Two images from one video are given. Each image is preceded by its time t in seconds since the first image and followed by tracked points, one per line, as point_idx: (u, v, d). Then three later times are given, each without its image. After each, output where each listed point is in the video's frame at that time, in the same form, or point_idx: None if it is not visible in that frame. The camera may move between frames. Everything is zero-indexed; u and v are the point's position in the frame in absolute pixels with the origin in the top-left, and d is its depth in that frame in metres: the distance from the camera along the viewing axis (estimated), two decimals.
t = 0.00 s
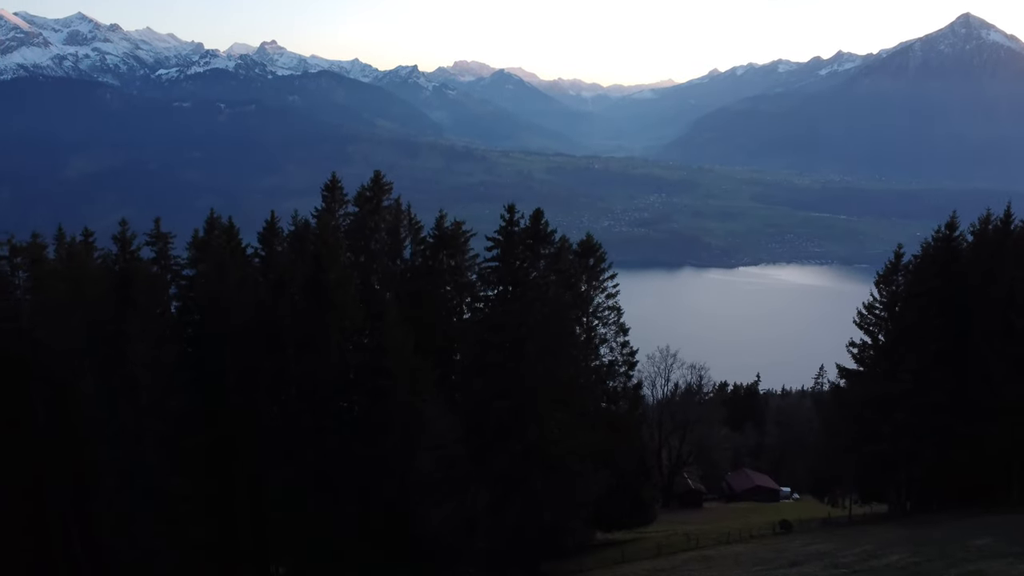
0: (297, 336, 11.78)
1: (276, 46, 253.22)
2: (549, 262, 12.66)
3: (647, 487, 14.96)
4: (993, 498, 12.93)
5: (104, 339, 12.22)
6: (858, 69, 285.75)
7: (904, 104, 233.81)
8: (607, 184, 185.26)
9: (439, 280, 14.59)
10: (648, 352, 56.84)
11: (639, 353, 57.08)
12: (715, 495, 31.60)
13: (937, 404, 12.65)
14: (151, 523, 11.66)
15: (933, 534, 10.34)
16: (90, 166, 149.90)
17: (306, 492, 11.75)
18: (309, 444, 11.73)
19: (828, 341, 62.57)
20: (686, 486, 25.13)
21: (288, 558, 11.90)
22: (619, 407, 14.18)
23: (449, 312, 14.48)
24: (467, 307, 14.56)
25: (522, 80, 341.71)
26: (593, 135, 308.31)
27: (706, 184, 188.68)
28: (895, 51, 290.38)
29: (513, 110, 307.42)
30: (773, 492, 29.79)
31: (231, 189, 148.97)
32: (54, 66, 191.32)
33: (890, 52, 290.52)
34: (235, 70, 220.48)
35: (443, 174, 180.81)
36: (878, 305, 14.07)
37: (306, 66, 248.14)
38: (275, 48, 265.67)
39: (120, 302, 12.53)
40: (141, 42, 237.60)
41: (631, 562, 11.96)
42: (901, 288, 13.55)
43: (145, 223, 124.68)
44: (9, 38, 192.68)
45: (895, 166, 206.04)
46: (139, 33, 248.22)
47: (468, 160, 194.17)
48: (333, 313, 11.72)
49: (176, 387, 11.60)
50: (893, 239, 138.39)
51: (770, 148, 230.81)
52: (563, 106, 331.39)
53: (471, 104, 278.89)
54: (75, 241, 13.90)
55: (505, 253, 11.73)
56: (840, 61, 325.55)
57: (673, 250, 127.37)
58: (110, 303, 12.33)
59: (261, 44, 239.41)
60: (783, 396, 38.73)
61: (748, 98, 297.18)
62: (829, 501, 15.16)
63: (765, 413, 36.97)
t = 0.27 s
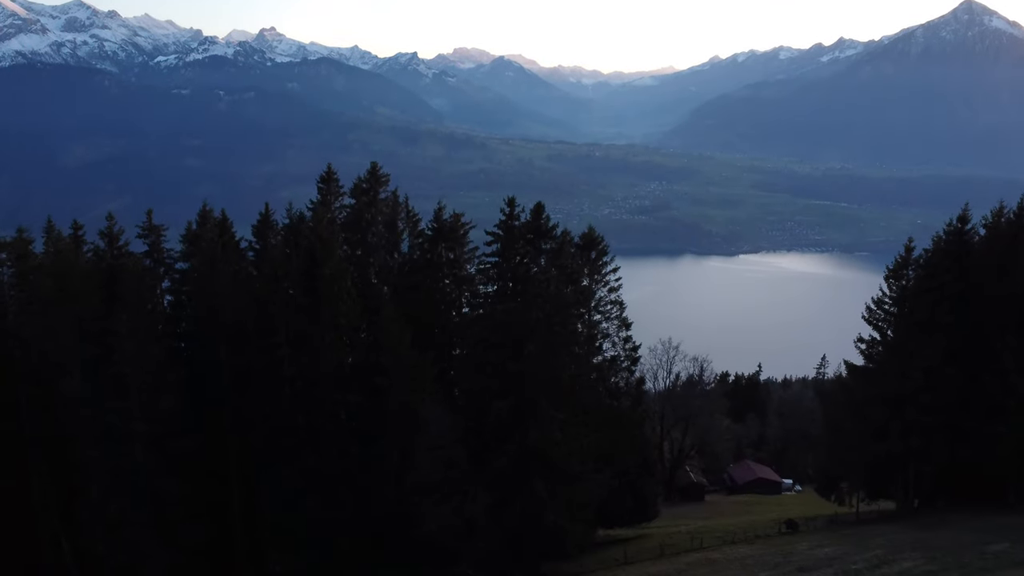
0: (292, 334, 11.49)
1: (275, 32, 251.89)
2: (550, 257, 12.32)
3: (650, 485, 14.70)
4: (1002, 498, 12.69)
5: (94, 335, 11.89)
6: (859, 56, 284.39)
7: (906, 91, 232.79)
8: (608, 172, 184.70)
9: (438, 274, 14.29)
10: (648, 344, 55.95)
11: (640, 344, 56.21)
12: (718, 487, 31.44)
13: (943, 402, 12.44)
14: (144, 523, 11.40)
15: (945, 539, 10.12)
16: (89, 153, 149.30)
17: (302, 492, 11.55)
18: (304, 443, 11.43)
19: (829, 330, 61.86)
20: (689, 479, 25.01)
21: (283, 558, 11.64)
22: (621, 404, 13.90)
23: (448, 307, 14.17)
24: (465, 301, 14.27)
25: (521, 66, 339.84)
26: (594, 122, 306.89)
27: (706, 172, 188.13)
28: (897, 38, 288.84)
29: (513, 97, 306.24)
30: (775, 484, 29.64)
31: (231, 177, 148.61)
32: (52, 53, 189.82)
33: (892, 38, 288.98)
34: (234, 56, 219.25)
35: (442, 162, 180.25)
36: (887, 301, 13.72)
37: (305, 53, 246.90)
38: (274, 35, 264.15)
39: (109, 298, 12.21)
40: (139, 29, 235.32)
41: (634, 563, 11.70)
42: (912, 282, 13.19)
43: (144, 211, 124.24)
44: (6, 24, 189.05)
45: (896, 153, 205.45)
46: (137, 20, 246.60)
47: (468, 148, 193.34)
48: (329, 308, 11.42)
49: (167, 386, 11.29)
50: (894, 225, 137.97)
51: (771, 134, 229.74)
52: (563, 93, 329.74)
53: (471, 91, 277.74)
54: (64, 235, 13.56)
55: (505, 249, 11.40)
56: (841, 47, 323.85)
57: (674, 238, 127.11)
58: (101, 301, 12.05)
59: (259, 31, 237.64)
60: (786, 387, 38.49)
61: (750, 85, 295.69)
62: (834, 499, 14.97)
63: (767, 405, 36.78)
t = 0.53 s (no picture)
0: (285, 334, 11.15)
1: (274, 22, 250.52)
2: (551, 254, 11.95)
3: (652, 486, 14.46)
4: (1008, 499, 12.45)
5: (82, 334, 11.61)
6: (861, 46, 283.10)
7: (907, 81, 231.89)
8: (608, 162, 184.17)
9: (436, 270, 13.98)
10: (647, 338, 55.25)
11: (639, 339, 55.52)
12: (720, 483, 31.26)
13: (954, 403, 12.17)
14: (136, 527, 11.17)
15: (956, 547, 9.92)
16: (88, 144, 148.62)
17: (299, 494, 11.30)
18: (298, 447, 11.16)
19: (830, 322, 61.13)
20: (690, 476, 24.81)
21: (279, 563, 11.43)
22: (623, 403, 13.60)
23: (445, 305, 13.86)
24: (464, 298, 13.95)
25: (522, 56, 338.47)
26: (594, 112, 305.64)
27: (707, 163, 187.53)
28: (898, 27, 287.44)
29: (514, 87, 304.89)
30: (776, 478, 29.44)
31: (231, 167, 148.19)
32: (51, 43, 188.51)
33: (893, 27, 287.52)
34: (233, 46, 218.24)
35: (442, 152, 179.59)
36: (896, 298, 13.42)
37: (304, 42, 245.57)
38: (273, 24, 262.48)
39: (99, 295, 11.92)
40: (137, 17, 231.63)
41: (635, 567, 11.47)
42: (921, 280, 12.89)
43: (144, 203, 123.83)
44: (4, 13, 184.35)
45: (897, 143, 204.70)
46: (136, 9, 244.96)
47: (467, 138, 192.57)
48: (323, 308, 11.09)
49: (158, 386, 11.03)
50: (894, 216, 137.54)
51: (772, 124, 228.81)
52: (564, 83, 328.66)
53: (471, 82, 276.78)
54: (55, 232, 13.27)
55: (504, 246, 11.08)
56: (842, 37, 322.31)
57: (674, 228, 126.72)
58: (90, 300, 11.74)
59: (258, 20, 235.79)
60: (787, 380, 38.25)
61: (750, 75, 294.44)
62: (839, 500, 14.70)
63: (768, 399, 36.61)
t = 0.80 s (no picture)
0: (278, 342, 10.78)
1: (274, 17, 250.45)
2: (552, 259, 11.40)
3: (656, 493, 14.16)
4: None
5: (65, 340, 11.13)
6: (861, 41, 282.65)
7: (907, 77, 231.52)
8: (608, 158, 184.02)
9: (434, 273, 13.61)
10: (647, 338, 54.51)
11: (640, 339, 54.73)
12: (723, 484, 31.01)
13: (967, 411, 11.84)
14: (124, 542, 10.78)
15: (973, 564, 9.67)
16: (87, 141, 148.18)
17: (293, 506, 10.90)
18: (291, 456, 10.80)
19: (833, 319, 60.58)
20: (692, 478, 24.64)
21: None
22: (628, 408, 13.25)
23: (444, 309, 13.51)
24: (462, 301, 13.58)
25: (521, 52, 338.44)
26: (594, 108, 304.79)
27: (707, 159, 187.22)
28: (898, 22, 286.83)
29: (513, 83, 304.96)
30: (779, 478, 29.14)
31: (230, 163, 148.13)
32: (50, 39, 188.14)
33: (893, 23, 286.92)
34: (233, 42, 217.95)
35: (442, 148, 179.38)
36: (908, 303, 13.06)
37: (304, 38, 245.37)
38: (273, 20, 262.61)
39: (81, 301, 11.45)
40: (136, 14, 232.41)
41: None
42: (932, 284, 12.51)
43: (144, 200, 123.48)
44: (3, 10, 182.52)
45: (896, 139, 204.50)
46: (135, 5, 245.00)
47: (467, 134, 192.01)
48: (316, 315, 10.72)
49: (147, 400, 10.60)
50: (894, 212, 137.22)
51: (772, 120, 228.13)
52: (563, 79, 328.68)
53: (471, 77, 276.59)
54: (41, 236, 12.86)
55: (504, 250, 10.68)
56: (842, 32, 321.70)
57: (673, 224, 126.51)
58: (75, 308, 11.35)
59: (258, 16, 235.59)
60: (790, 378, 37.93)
61: (751, 71, 293.64)
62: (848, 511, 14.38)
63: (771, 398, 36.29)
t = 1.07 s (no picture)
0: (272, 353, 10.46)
1: (274, 15, 250.13)
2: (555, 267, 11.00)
3: (659, 502, 13.84)
4: None
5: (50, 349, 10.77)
6: (861, 39, 282.17)
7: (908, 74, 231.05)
8: (608, 156, 183.66)
9: (432, 277, 13.31)
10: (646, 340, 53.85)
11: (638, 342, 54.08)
12: (725, 488, 30.70)
13: (980, 422, 11.53)
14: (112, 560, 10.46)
15: None
16: (87, 139, 147.78)
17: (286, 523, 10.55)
18: (283, 471, 10.47)
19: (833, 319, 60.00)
20: (695, 483, 24.30)
21: None
22: (631, 417, 12.94)
23: (441, 315, 13.23)
24: (461, 306, 13.28)
25: (522, 50, 338.08)
26: (594, 106, 304.07)
27: (707, 157, 186.88)
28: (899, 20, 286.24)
29: (513, 80, 304.58)
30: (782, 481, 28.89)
31: (230, 161, 147.98)
32: (50, 37, 188.09)
33: (894, 21, 286.38)
34: (232, 40, 217.68)
35: (441, 146, 179.10)
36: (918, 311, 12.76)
37: (304, 36, 245.13)
38: (273, 18, 262.33)
39: (67, 311, 11.07)
40: (136, 12, 231.52)
41: None
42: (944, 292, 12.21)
43: (143, 199, 123.10)
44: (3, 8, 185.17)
45: (897, 138, 204.13)
46: (135, 4, 244.94)
47: (467, 132, 191.52)
48: (310, 324, 10.42)
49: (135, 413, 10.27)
50: (893, 210, 136.90)
51: (772, 118, 227.54)
52: (564, 77, 328.30)
53: (471, 75, 276.22)
54: (29, 242, 12.50)
55: (504, 258, 10.31)
56: (843, 30, 321.13)
57: (673, 222, 126.17)
58: (59, 319, 10.98)
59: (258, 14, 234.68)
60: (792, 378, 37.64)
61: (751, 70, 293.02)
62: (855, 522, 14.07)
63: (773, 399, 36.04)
